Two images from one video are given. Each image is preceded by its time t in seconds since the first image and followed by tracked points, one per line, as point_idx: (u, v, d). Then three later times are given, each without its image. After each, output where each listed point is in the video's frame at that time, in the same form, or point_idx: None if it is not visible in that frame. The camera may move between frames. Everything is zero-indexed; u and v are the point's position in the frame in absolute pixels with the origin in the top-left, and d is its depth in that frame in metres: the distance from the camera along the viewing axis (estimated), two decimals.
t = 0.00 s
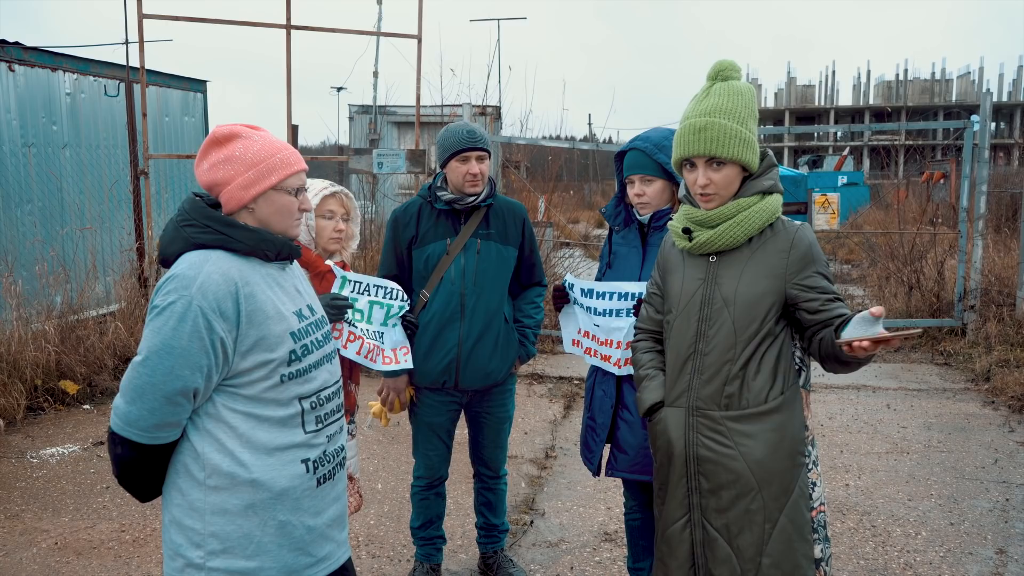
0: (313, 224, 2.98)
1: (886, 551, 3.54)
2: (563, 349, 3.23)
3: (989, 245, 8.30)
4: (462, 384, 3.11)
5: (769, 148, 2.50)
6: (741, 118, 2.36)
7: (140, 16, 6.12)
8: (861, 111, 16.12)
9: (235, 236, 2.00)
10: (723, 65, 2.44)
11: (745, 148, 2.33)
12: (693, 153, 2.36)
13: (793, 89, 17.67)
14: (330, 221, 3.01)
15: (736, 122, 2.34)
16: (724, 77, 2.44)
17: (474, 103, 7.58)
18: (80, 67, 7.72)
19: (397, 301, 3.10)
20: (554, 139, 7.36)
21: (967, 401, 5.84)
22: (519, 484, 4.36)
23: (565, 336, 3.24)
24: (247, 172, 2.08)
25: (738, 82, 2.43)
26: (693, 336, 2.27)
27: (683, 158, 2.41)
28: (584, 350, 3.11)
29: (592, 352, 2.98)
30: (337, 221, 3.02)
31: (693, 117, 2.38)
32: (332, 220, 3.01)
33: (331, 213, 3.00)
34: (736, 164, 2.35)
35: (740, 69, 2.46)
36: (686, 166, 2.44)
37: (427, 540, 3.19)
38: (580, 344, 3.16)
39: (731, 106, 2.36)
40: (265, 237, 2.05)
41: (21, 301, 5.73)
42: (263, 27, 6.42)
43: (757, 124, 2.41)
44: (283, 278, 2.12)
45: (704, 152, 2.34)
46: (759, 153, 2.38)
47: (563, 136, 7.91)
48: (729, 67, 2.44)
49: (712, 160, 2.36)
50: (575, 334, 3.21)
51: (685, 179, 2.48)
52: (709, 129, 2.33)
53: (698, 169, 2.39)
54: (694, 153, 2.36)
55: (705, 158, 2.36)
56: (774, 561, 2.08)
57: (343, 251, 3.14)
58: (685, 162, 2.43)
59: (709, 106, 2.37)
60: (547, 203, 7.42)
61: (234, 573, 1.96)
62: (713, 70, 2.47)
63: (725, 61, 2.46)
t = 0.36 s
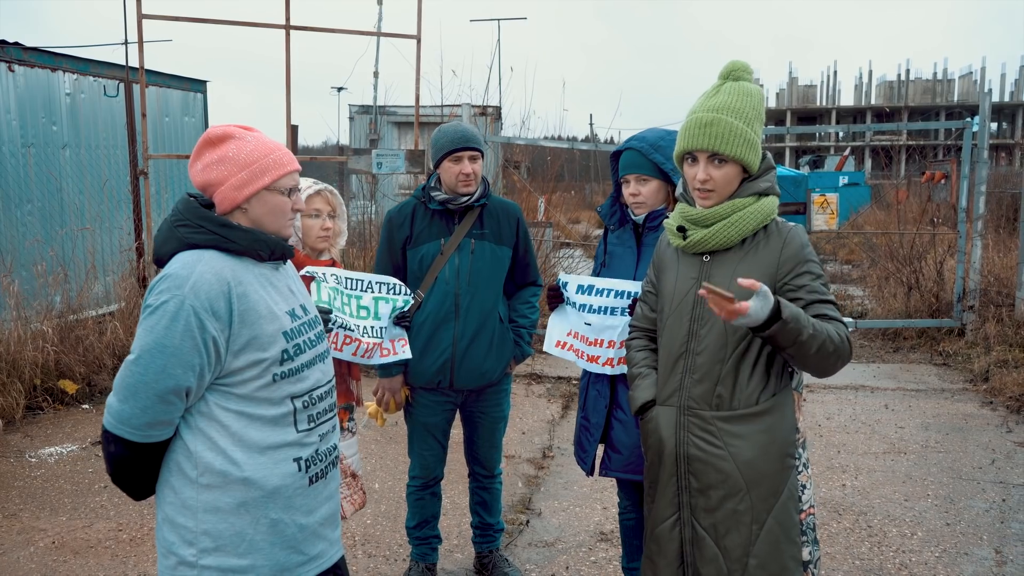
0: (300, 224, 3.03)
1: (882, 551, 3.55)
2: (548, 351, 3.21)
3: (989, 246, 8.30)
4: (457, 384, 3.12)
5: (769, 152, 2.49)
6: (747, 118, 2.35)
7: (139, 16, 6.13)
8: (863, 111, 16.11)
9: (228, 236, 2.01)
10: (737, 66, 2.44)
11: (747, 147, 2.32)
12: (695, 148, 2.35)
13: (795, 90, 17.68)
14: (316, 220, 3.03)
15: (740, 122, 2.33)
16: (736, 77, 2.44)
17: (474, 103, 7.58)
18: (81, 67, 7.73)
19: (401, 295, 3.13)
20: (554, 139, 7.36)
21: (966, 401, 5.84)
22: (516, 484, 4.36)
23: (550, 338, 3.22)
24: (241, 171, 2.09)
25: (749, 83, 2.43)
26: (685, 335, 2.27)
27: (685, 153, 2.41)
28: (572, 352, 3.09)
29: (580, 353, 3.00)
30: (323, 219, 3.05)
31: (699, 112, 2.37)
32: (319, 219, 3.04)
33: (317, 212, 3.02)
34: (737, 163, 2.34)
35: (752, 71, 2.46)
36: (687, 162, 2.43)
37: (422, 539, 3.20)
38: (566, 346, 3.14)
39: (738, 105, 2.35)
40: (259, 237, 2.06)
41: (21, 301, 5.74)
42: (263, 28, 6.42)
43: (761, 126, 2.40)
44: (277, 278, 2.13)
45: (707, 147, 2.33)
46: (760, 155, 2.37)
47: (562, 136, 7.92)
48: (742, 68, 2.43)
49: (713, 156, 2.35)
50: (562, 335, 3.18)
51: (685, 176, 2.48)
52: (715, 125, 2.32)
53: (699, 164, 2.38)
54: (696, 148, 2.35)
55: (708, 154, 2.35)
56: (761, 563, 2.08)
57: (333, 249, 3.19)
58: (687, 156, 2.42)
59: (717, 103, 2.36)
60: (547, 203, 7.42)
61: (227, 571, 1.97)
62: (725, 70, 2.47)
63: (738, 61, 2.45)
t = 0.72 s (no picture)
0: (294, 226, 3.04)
1: (882, 552, 3.54)
2: (558, 352, 3.26)
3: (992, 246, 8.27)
4: (455, 384, 3.13)
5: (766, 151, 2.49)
6: (745, 116, 2.34)
7: (142, 16, 6.14)
8: (868, 111, 16.06)
9: (225, 237, 2.01)
10: (733, 64, 2.44)
11: (745, 146, 2.31)
12: (693, 147, 2.34)
13: (799, 89, 17.66)
14: (312, 222, 3.05)
15: (737, 120, 2.32)
16: (732, 76, 2.44)
17: (475, 103, 7.58)
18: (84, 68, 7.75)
19: (402, 286, 3.17)
20: (556, 139, 7.36)
21: (968, 402, 5.82)
22: (516, 483, 4.37)
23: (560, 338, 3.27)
24: (238, 171, 2.09)
25: (746, 82, 2.42)
26: (682, 335, 2.27)
27: (682, 152, 2.40)
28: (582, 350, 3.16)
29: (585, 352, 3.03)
30: (319, 220, 3.06)
31: (697, 111, 2.36)
32: (314, 220, 3.05)
33: (312, 213, 3.04)
34: (735, 163, 2.33)
35: (748, 69, 2.45)
36: (685, 161, 2.42)
37: (421, 539, 3.20)
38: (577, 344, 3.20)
39: (736, 104, 2.35)
40: (257, 237, 2.06)
41: (23, 301, 5.75)
42: (265, 28, 6.43)
43: (759, 125, 2.39)
44: (274, 278, 2.13)
45: (705, 146, 2.32)
46: (758, 154, 2.37)
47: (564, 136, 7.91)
48: (738, 66, 2.43)
49: (711, 156, 2.34)
50: (570, 334, 3.24)
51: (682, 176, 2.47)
52: (713, 124, 2.31)
53: (697, 164, 2.37)
54: (693, 147, 2.34)
55: (704, 154, 2.34)
56: (753, 565, 2.08)
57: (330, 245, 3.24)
58: (685, 155, 2.42)
59: (713, 102, 2.36)
60: (549, 203, 7.41)
61: (225, 569, 1.97)
62: (721, 68, 2.46)
63: (735, 60, 2.45)
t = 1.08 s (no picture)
0: (297, 226, 2.95)
1: (883, 552, 3.52)
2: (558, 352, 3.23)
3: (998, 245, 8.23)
4: (454, 383, 3.13)
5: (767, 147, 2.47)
6: (745, 111, 2.33)
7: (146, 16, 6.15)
8: (874, 110, 16.00)
9: (222, 235, 2.01)
10: (735, 57, 2.40)
11: (746, 141, 2.30)
12: (694, 141, 2.32)
13: (805, 89, 17.61)
14: (315, 221, 2.98)
15: (739, 116, 2.30)
16: (735, 69, 2.41)
17: (479, 102, 7.58)
18: (88, 68, 7.77)
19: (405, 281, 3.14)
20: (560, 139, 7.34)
21: (973, 402, 5.79)
22: (517, 483, 4.36)
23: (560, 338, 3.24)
24: (235, 169, 2.10)
25: (748, 76, 2.39)
26: (680, 335, 2.26)
27: (682, 145, 2.38)
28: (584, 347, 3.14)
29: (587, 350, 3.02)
30: (323, 220, 3.00)
31: (698, 105, 2.34)
32: (318, 220, 2.98)
33: (315, 213, 2.97)
34: (736, 158, 2.32)
35: (750, 62, 2.42)
36: (684, 155, 2.40)
37: (421, 537, 3.20)
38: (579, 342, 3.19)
39: (737, 98, 2.33)
40: (256, 235, 2.06)
41: (27, 300, 5.77)
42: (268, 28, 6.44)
43: (761, 120, 2.38)
44: (272, 276, 2.13)
45: (706, 140, 2.30)
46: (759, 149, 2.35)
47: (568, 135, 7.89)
48: (741, 59, 2.40)
49: (712, 151, 2.32)
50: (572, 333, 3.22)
51: (682, 170, 2.45)
52: (714, 118, 2.29)
53: (697, 158, 2.35)
54: (693, 140, 2.32)
55: (705, 149, 2.33)
56: (751, 569, 2.07)
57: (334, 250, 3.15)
58: (684, 149, 2.39)
59: (715, 96, 2.33)
60: (553, 203, 7.38)
61: (222, 567, 1.97)
62: (724, 61, 2.43)
63: (738, 53, 2.41)
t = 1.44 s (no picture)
0: (302, 226, 2.97)
1: (887, 553, 3.51)
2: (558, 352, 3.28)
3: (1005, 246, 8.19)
4: (456, 383, 3.13)
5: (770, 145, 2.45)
6: (746, 110, 2.30)
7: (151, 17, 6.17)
8: (881, 110, 15.93)
9: (222, 234, 2.02)
10: (733, 52, 2.36)
11: (748, 141, 2.27)
12: (696, 144, 2.30)
13: (812, 88, 17.57)
14: (321, 220, 3.01)
15: (740, 115, 2.28)
16: (732, 65, 2.37)
17: (484, 102, 7.58)
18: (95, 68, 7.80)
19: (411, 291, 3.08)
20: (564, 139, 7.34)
21: (979, 403, 5.76)
22: (520, 483, 4.36)
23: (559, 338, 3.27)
24: (234, 169, 2.10)
25: (747, 72, 2.37)
26: (681, 339, 2.25)
27: (683, 149, 2.36)
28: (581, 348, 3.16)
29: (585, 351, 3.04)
30: (328, 219, 3.03)
31: (698, 106, 2.31)
32: (323, 219, 3.01)
33: (320, 212, 3.00)
34: (739, 159, 2.30)
35: (748, 56, 2.38)
36: (685, 158, 2.38)
37: (423, 537, 3.20)
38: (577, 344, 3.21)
39: (737, 97, 2.30)
40: (255, 233, 2.06)
41: (33, 300, 5.79)
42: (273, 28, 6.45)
43: (762, 118, 2.35)
44: (272, 275, 2.14)
45: (708, 143, 2.28)
46: (763, 148, 2.33)
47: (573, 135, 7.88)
48: (738, 54, 2.36)
49: (714, 153, 2.30)
50: (569, 334, 3.24)
51: (683, 172, 2.43)
52: (715, 119, 2.27)
53: (699, 161, 2.32)
54: (695, 143, 2.30)
55: (708, 151, 2.30)
56: None
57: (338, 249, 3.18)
58: (685, 153, 2.37)
59: (714, 96, 2.31)
60: (558, 203, 7.36)
61: (220, 567, 1.98)
62: (720, 57, 2.39)
63: (734, 48, 2.37)
